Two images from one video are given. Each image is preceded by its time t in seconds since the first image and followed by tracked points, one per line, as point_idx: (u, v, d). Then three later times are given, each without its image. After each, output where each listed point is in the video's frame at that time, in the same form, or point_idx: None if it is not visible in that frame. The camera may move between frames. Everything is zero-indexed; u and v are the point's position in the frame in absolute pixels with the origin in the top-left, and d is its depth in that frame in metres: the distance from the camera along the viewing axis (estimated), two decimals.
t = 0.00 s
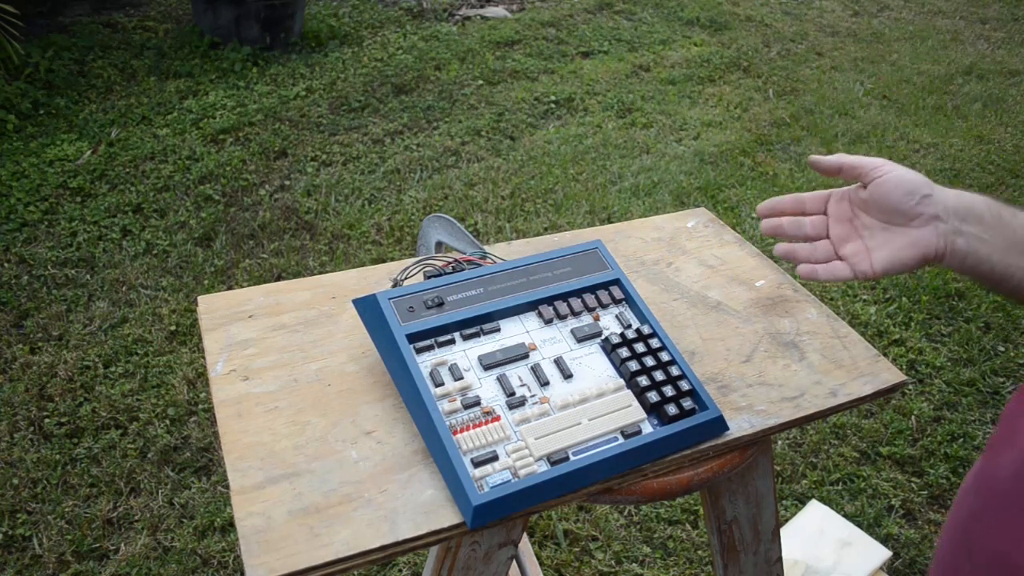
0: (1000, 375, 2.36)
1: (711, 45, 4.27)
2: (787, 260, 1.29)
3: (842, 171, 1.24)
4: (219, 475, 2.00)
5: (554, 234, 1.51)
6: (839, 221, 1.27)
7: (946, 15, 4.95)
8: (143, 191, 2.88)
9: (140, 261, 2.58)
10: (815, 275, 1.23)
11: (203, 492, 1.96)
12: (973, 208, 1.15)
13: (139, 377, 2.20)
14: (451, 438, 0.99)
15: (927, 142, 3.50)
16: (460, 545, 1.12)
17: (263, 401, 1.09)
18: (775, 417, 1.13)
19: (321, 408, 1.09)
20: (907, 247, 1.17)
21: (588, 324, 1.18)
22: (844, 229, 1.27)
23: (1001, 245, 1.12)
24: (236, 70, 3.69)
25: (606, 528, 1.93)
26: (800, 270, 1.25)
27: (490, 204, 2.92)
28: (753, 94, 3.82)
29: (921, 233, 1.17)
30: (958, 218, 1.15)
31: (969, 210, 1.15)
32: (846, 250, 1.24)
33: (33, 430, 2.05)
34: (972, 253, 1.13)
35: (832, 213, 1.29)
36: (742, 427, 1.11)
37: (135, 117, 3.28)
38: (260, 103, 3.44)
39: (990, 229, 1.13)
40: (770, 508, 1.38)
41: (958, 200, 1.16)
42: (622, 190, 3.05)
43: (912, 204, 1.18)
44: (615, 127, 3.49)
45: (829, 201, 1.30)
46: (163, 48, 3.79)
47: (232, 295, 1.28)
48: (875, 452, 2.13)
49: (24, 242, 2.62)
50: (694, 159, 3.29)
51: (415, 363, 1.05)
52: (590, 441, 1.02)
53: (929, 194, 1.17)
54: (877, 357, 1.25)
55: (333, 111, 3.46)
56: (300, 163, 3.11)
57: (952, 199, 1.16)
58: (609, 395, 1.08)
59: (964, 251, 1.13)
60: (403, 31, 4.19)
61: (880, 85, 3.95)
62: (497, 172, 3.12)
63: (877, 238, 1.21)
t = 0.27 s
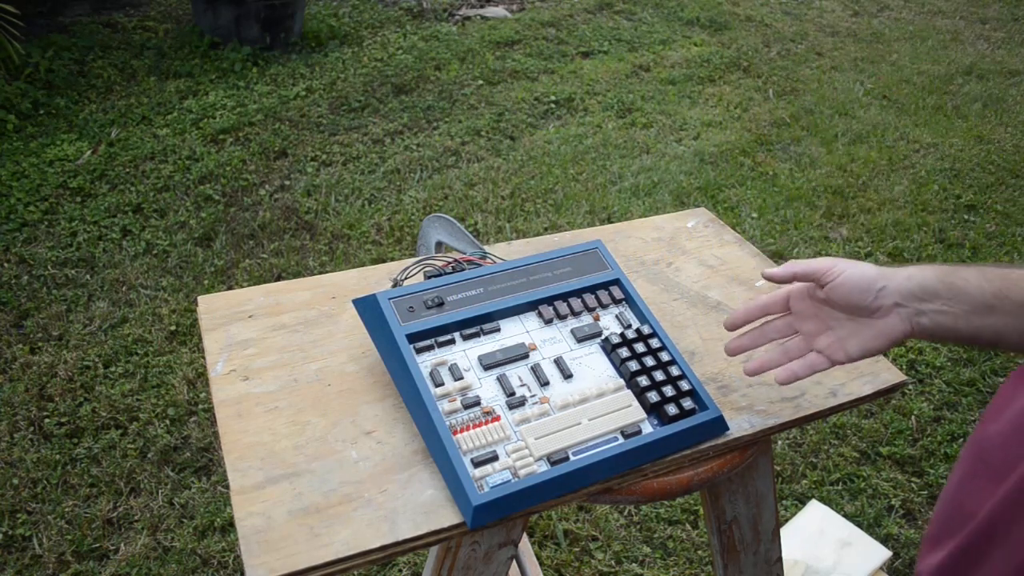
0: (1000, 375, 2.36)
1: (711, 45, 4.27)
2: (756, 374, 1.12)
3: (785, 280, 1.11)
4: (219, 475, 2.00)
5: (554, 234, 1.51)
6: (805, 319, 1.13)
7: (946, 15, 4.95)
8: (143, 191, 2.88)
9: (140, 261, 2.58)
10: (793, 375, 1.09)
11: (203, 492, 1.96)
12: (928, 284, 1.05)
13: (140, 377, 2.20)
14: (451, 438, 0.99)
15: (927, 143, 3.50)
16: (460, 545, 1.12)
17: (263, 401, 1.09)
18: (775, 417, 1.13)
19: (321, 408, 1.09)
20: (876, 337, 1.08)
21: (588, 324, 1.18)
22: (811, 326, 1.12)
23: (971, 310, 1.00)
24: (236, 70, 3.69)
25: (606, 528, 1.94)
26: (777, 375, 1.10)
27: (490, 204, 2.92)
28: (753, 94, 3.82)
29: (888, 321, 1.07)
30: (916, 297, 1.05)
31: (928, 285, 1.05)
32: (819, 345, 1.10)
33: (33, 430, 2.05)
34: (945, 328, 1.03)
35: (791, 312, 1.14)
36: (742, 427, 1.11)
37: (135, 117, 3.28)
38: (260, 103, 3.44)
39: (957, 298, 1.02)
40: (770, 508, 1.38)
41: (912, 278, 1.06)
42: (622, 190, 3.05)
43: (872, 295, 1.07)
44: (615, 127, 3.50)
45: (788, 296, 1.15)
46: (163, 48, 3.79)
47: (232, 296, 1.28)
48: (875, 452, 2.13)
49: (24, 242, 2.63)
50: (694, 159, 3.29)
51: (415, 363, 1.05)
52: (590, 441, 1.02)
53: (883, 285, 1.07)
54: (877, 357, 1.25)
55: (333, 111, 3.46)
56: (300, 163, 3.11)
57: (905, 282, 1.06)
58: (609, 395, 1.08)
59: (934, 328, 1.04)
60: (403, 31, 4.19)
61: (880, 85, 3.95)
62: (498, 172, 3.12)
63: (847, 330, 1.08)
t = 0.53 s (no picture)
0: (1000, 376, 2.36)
1: (711, 45, 4.27)
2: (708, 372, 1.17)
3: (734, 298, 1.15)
4: (219, 476, 2.00)
5: (554, 234, 1.51)
6: (754, 325, 1.18)
7: (946, 15, 4.95)
8: (143, 191, 2.88)
9: (140, 261, 2.58)
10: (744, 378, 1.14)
11: (203, 492, 1.96)
12: (873, 298, 1.13)
13: (139, 377, 2.20)
14: (451, 438, 0.99)
15: (927, 143, 3.50)
16: (460, 545, 1.14)
17: (263, 401, 1.09)
18: (775, 417, 1.13)
19: (321, 408, 1.09)
20: (823, 346, 1.15)
21: (589, 324, 1.18)
22: (760, 331, 1.17)
23: (914, 316, 1.12)
24: (236, 70, 3.69)
25: (606, 528, 1.94)
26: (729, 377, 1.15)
27: (490, 204, 2.92)
28: (753, 94, 3.82)
29: (834, 334, 1.14)
30: (863, 310, 1.13)
31: (871, 299, 1.14)
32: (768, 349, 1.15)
33: (33, 430, 2.05)
34: (892, 336, 1.13)
35: (741, 317, 1.19)
36: (742, 427, 1.11)
37: (135, 117, 3.28)
38: (260, 103, 3.44)
39: (900, 308, 1.12)
40: (770, 509, 1.38)
41: (857, 294, 1.14)
42: (622, 190, 3.05)
43: (821, 312, 1.13)
44: (615, 127, 3.49)
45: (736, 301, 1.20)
46: (163, 48, 3.79)
47: (232, 295, 1.28)
48: (875, 452, 2.13)
49: (24, 242, 2.62)
50: (694, 159, 3.29)
51: (415, 363, 1.05)
52: (590, 441, 1.02)
53: (832, 303, 1.14)
54: (877, 357, 1.25)
55: (333, 111, 3.46)
56: (300, 163, 3.11)
57: (852, 299, 1.14)
58: (609, 395, 1.08)
59: (879, 336, 1.14)
60: (403, 31, 4.19)
61: (880, 85, 3.95)
62: (498, 172, 3.12)
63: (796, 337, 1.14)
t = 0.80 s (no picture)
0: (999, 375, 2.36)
1: (711, 45, 4.27)
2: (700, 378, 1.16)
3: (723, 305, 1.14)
4: (219, 475, 2.00)
5: (554, 234, 1.51)
6: (742, 329, 1.17)
7: (946, 15, 4.95)
8: (143, 191, 2.88)
9: (140, 261, 2.58)
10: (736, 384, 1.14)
11: (203, 492, 1.96)
12: (861, 302, 1.14)
13: (139, 377, 2.20)
14: (452, 438, 0.99)
15: (927, 143, 3.50)
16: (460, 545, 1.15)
17: (263, 401, 1.09)
18: (775, 417, 1.13)
19: (321, 408, 1.09)
20: (813, 350, 1.15)
21: (589, 324, 1.18)
22: (748, 335, 1.16)
23: (902, 319, 1.14)
24: (236, 70, 3.69)
25: (606, 528, 1.94)
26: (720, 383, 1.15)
27: (490, 204, 2.92)
28: (753, 94, 3.82)
29: (824, 338, 1.15)
30: (851, 314, 1.14)
31: (860, 303, 1.14)
32: (758, 354, 1.15)
33: (33, 430, 2.05)
34: (880, 338, 1.15)
35: (728, 320, 1.18)
36: (742, 427, 1.11)
37: (135, 117, 3.28)
38: (260, 103, 3.44)
39: (888, 311, 1.14)
40: (770, 508, 1.38)
41: (845, 297, 1.15)
42: (622, 190, 3.05)
43: (811, 317, 1.13)
44: (615, 127, 3.49)
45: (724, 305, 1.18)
46: (163, 48, 3.79)
47: (232, 295, 1.28)
48: (875, 452, 2.13)
49: (24, 242, 2.63)
50: (694, 159, 3.29)
51: (415, 363, 1.05)
52: (591, 441, 1.02)
53: (821, 307, 1.14)
54: (877, 357, 1.25)
55: (333, 111, 3.46)
56: (300, 163, 3.11)
57: (840, 303, 1.14)
58: (609, 395, 1.08)
59: (866, 338, 1.15)
60: (403, 31, 4.19)
61: (880, 85, 3.95)
62: (498, 172, 3.12)
63: (784, 342, 1.14)
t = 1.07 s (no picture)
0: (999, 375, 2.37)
1: (711, 45, 4.27)
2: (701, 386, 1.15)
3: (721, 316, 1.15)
4: (219, 475, 2.00)
5: (554, 234, 1.51)
6: (742, 338, 1.17)
7: (946, 15, 4.95)
8: (143, 191, 2.88)
9: (140, 261, 2.58)
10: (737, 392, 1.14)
11: (203, 492, 1.96)
12: (859, 308, 1.12)
13: (140, 377, 2.20)
14: (452, 437, 0.99)
15: (927, 143, 3.50)
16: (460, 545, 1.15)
17: (263, 401, 1.09)
18: (775, 417, 1.13)
19: (321, 408, 1.09)
20: (813, 357, 1.14)
21: (588, 324, 1.18)
22: (748, 343, 1.17)
23: (901, 325, 1.11)
24: (236, 70, 3.69)
25: (606, 528, 1.94)
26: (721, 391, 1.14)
27: (490, 204, 2.92)
28: (753, 94, 3.82)
29: (822, 345, 1.13)
30: (849, 320, 1.12)
31: (858, 309, 1.12)
32: (758, 362, 1.15)
33: (33, 430, 2.05)
34: (880, 344, 1.12)
35: (728, 330, 1.19)
36: (742, 427, 1.11)
37: (135, 117, 3.28)
38: (260, 103, 3.45)
39: (885, 318, 1.11)
40: (770, 508, 1.38)
41: (843, 303, 1.13)
42: (622, 190, 3.05)
43: (809, 325, 1.13)
44: (615, 127, 3.49)
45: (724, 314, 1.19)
46: (163, 48, 3.79)
47: (232, 295, 1.28)
48: (875, 452, 2.13)
49: (24, 242, 2.63)
50: (694, 159, 3.29)
51: (415, 363, 1.05)
52: (591, 441, 1.02)
53: (818, 315, 1.12)
54: (877, 357, 1.25)
55: (333, 111, 3.46)
56: (300, 163, 3.11)
57: (838, 310, 1.13)
58: (609, 395, 1.08)
59: (866, 344, 1.13)
60: (403, 31, 4.19)
61: (880, 85, 3.95)
62: (498, 172, 3.12)
63: (783, 349, 1.14)
